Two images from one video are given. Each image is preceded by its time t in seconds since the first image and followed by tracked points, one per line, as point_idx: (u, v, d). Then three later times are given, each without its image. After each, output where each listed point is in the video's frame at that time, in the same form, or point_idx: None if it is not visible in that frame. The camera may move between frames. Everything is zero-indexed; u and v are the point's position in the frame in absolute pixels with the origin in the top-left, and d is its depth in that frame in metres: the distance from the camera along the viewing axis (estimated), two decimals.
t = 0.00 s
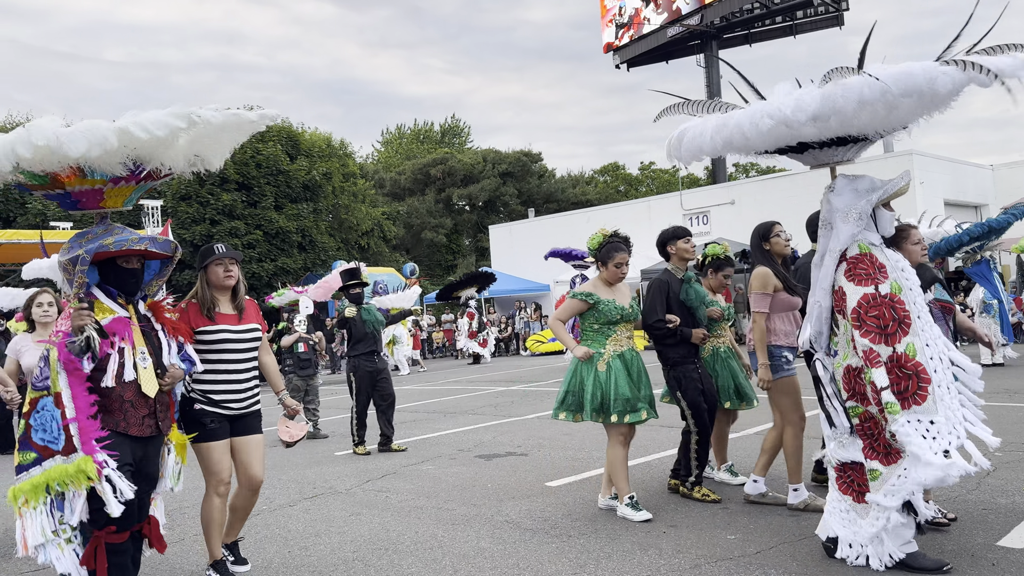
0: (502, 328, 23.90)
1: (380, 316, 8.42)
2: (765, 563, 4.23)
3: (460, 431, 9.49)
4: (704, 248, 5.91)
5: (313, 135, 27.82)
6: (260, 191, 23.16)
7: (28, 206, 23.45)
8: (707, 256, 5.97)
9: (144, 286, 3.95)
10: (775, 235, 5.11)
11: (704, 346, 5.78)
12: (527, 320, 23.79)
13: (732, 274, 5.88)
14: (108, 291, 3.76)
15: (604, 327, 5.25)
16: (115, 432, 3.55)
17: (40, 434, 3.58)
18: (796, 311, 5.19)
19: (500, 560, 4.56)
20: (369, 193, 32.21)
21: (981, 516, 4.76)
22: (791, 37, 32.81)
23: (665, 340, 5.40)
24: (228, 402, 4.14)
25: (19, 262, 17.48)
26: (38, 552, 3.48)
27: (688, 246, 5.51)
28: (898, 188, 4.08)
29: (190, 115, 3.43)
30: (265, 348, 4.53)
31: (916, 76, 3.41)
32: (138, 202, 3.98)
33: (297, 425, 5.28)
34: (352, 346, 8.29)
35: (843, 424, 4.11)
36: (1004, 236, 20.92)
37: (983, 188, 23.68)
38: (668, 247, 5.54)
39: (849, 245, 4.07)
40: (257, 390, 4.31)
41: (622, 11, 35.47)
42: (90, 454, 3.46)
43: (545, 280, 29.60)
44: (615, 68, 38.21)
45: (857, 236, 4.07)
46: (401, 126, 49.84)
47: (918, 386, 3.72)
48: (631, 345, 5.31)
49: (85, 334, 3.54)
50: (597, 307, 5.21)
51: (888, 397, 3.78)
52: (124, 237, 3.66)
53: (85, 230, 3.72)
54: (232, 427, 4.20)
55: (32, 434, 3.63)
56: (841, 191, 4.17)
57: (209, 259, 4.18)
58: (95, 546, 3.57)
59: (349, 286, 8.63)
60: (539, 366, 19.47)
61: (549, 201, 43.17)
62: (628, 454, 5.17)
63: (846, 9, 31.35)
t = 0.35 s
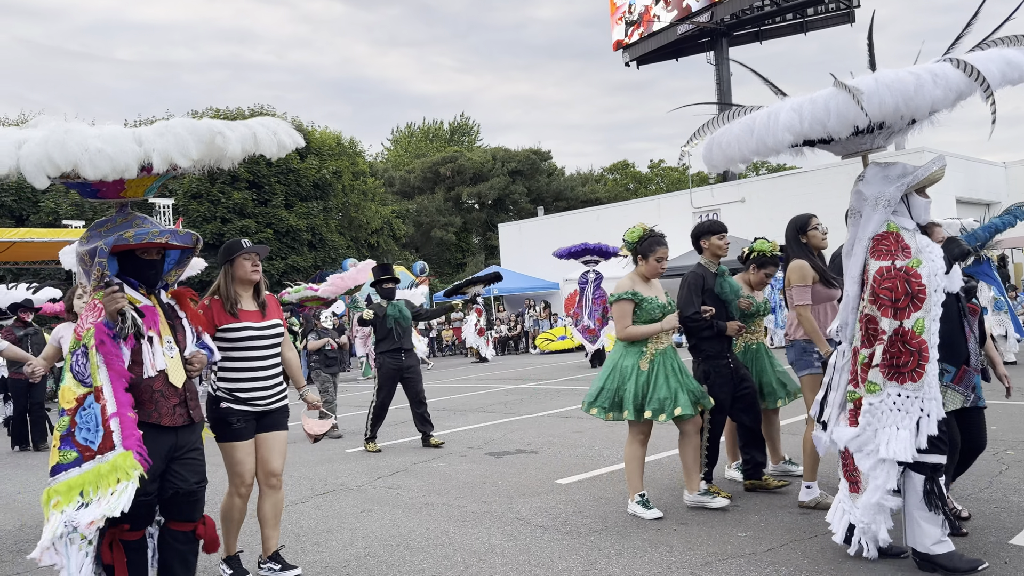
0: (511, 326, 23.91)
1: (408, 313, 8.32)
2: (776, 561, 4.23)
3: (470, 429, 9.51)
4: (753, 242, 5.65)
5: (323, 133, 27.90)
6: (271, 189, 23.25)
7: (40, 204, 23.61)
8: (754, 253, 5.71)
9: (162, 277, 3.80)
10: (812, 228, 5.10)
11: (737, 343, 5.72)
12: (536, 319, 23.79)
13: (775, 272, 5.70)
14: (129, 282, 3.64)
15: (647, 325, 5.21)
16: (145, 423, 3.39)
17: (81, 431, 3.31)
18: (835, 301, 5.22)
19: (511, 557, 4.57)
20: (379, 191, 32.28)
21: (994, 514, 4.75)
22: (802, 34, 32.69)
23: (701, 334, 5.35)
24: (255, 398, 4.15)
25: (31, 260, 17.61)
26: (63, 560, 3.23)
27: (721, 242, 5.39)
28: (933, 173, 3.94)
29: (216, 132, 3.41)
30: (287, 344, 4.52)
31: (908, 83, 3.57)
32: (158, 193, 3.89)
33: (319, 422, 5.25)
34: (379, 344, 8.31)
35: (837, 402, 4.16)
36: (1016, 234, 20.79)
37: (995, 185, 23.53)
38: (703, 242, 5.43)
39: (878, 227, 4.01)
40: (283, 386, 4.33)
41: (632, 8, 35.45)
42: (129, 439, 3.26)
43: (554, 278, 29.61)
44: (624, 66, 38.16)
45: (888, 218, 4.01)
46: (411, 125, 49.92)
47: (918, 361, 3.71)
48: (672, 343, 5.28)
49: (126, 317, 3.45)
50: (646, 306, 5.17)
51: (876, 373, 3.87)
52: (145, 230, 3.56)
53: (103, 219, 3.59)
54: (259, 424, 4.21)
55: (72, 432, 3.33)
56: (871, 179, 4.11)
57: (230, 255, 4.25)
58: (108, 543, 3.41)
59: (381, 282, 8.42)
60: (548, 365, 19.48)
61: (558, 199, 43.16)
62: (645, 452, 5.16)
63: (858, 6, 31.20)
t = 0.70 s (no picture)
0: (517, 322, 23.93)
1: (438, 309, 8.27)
2: (782, 556, 4.24)
3: (477, 425, 9.54)
4: (781, 237, 5.65)
5: (329, 130, 27.93)
6: (277, 186, 23.27)
7: (48, 201, 23.72)
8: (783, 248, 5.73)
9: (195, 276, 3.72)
10: (841, 227, 5.07)
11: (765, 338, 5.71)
12: (542, 315, 23.81)
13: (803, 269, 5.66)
14: (159, 284, 3.54)
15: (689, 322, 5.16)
16: (173, 425, 3.30)
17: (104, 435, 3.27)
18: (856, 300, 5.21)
19: (517, 551, 4.60)
20: (385, 188, 32.32)
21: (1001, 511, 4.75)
22: (809, 29, 32.61)
23: (736, 326, 5.40)
24: (280, 398, 4.16)
25: (39, 256, 17.66)
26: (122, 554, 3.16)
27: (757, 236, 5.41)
28: (964, 172, 3.88)
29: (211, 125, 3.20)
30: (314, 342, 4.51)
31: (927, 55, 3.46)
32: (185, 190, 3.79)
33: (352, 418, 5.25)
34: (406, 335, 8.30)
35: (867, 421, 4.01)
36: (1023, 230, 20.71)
37: (1003, 181, 23.45)
38: (738, 234, 5.46)
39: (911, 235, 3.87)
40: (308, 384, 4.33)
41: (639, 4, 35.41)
42: (120, 449, 3.16)
43: (559, 274, 29.62)
44: (630, 62, 38.08)
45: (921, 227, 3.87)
46: (417, 121, 49.94)
47: (958, 387, 3.55)
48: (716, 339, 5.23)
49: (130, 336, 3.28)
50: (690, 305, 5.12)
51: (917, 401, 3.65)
52: (165, 230, 3.43)
53: (135, 220, 3.52)
54: (284, 421, 4.23)
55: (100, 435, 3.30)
56: (908, 177, 4.04)
57: (253, 253, 4.24)
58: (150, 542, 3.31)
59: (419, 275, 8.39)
60: (554, 361, 19.49)
61: (564, 196, 43.15)
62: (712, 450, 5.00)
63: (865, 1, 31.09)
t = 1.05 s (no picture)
0: (518, 318, 23.94)
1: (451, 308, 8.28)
2: (782, 550, 4.26)
3: (478, 421, 9.56)
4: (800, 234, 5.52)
5: (329, 126, 27.91)
6: (277, 182, 23.26)
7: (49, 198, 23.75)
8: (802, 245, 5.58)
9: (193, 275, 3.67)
10: (858, 224, 5.09)
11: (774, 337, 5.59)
12: (543, 311, 23.81)
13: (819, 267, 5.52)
14: (160, 282, 3.54)
15: (708, 318, 5.07)
16: (174, 427, 3.27)
17: (105, 439, 3.38)
18: (872, 302, 5.15)
19: (518, 546, 4.61)
20: (387, 184, 32.30)
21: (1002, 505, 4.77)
22: (810, 25, 32.58)
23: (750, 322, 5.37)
24: (286, 401, 4.15)
25: (41, 254, 17.68)
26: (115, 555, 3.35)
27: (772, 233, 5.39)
28: (1000, 171, 3.79)
29: (176, 96, 3.00)
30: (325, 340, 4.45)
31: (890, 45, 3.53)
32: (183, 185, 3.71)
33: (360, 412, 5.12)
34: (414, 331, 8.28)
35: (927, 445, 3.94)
36: None
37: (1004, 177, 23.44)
38: (751, 231, 5.45)
39: (942, 237, 3.86)
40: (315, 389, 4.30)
41: None
42: (113, 476, 3.23)
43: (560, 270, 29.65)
44: (631, 58, 38.06)
45: (951, 228, 3.85)
46: (418, 117, 49.91)
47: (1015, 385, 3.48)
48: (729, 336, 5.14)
49: (156, 330, 3.33)
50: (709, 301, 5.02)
51: (979, 408, 3.59)
52: (157, 226, 3.39)
53: (136, 216, 3.51)
54: (293, 425, 4.22)
55: (100, 439, 3.41)
56: (941, 178, 3.92)
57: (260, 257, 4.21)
58: (171, 550, 3.31)
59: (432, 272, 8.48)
60: (555, 357, 19.51)
61: (565, 192, 43.13)
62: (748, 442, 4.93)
63: None
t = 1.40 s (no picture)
0: (515, 315, 23.93)
1: (446, 302, 8.26)
2: (779, 546, 4.28)
3: (475, 417, 9.56)
4: (796, 226, 5.59)
5: (326, 123, 27.84)
6: (274, 178, 23.19)
7: (43, 195, 23.57)
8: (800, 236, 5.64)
9: (192, 263, 3.71)
10: (874, 214, 5.00)
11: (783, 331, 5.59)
12: (540, 308, 23.81)
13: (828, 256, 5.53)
14: (153, 273, 3.49)
15: (717, 307, 5.02)
16: (174, 423, 3.27)
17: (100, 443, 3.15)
18: (887, 294, 5.09)
19: (516, 542, 4.63)
20: (383, 180, 32.23)
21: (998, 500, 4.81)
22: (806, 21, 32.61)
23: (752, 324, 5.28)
24: (291, 394, 4.08)
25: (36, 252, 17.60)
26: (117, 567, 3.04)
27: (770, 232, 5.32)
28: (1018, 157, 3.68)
29: (205, 78, 2.98)
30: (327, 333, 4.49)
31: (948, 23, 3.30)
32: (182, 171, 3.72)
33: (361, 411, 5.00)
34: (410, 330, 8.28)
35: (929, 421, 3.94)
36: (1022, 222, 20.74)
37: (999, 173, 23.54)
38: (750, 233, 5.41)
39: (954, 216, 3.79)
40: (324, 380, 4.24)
41: None
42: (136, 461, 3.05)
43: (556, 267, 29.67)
44: (628, 54, 38.06)
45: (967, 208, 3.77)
46: (414, 114, 49.83)
47: (983, 357, 3.52)
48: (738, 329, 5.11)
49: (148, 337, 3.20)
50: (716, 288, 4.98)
51: (958, 376, 3.64)
52: (161, 214, 3.37)
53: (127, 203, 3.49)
54: (300, 418, 4.16)
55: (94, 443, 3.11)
56: (959, 160, 3.83)
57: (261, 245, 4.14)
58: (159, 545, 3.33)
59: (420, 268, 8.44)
60: (552, 354, 19.52)
61: (561, 188, 43.14)
62: (724, 444, 4.89)
63: None
